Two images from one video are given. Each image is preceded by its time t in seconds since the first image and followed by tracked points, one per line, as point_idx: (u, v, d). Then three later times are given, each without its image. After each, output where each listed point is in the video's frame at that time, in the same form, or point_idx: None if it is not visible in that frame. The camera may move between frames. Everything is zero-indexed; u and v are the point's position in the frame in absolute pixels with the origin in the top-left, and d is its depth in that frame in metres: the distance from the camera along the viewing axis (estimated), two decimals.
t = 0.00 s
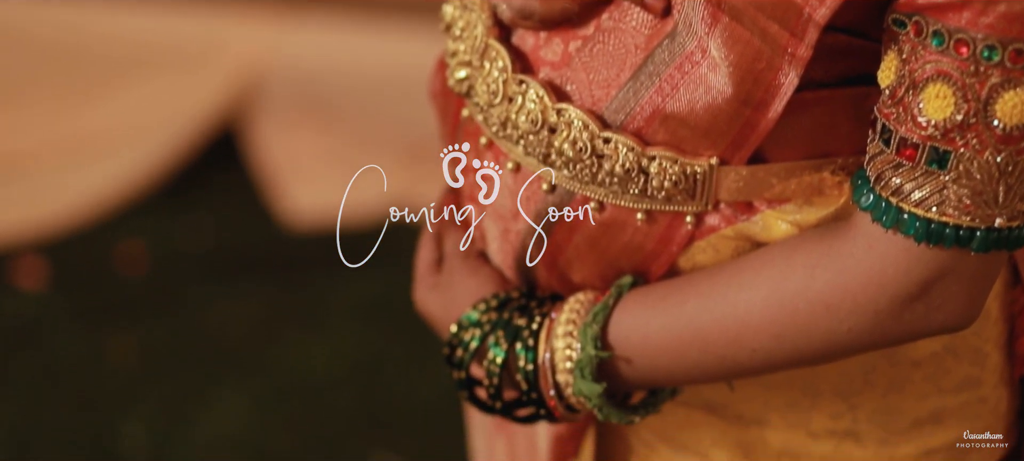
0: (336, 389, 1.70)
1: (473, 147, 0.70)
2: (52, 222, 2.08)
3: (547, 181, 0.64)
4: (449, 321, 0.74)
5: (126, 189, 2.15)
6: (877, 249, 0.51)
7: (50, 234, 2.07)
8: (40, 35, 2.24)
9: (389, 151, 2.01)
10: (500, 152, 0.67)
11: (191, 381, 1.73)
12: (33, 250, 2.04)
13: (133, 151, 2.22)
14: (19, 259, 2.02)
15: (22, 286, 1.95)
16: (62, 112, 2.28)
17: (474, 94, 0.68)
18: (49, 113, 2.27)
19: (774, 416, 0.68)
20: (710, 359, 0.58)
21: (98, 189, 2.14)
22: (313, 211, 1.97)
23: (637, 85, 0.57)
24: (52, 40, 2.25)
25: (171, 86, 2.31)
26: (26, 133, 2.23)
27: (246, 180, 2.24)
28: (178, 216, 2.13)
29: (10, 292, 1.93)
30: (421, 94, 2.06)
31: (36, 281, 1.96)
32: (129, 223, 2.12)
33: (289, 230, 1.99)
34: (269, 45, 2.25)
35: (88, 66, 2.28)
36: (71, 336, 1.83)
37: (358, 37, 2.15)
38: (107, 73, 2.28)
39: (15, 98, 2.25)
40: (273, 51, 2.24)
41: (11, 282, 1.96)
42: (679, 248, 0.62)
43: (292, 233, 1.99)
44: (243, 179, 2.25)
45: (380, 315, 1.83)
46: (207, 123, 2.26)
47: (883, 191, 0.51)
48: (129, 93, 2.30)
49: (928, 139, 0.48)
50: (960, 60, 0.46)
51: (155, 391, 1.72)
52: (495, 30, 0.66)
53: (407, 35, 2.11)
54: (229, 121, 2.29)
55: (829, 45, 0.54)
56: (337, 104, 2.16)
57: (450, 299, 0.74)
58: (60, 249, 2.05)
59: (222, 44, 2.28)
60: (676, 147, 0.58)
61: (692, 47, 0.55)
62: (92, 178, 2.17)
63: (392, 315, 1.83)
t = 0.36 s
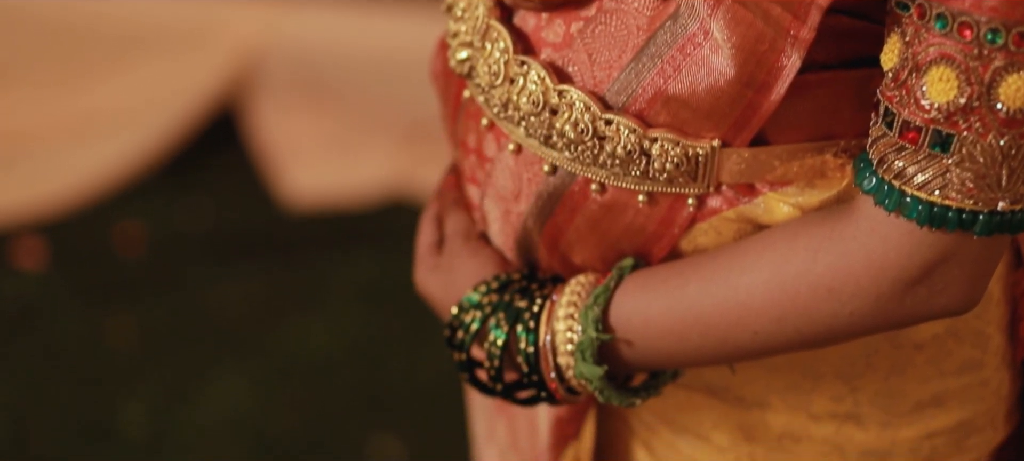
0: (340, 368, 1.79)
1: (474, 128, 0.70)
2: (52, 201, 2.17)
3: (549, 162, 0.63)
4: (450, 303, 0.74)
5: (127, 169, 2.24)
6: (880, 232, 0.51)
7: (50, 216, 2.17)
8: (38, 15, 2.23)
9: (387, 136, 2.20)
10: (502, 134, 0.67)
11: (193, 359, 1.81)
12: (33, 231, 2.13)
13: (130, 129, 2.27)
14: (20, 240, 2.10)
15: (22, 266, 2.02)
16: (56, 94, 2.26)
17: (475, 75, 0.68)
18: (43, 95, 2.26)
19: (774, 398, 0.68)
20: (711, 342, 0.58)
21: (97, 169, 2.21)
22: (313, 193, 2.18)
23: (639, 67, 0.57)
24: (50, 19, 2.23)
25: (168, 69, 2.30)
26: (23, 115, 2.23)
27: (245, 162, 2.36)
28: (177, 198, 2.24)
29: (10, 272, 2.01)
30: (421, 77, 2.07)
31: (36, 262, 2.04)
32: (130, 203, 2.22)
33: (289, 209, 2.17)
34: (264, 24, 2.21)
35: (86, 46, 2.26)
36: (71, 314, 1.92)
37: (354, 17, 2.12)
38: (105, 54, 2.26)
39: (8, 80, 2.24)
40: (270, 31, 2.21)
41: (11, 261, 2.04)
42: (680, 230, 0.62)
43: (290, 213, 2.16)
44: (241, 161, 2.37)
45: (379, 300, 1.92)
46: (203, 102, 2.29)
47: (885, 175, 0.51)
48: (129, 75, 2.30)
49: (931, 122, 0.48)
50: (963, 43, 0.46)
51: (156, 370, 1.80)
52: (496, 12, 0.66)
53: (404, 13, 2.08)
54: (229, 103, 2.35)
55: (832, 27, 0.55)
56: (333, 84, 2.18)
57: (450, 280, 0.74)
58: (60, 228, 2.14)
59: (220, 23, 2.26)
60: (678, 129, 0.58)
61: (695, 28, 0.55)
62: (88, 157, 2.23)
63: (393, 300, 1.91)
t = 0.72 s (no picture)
0: (336, 351, 1.80)
1: (474, 111, 0.70)
2: (50, 186, 2.15)
3: (549, 146, 0.63)
4: (450, 287, 0.74)
5: (123, 154, 2.22)
6: (881, 217, 0.51)
7: (47, 200, 2.16)
8: None
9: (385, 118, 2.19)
10: (502, 118, 0.66)
11: (191, 342, 1.83)
12: (31, 215, 2.13)
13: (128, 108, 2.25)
14: (19, 223, 2.11)
15: (21, 249, 2.04)
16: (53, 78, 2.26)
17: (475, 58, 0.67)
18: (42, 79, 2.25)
19: (774, 383, 0.68)
20: (712, 327, 0.58)
21: (94, 151, 2.20)
22: (311, 172, 2.17)
23: (639, 52, 0.57)
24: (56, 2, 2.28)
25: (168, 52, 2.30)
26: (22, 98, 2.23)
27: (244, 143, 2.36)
28: (175, 180, 2.24)
29: (10, 257, 2.02)
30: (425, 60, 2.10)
31: (33, 245, 2.05)
32: (129, 184, 2.23)
33: (288, 193, 2.16)
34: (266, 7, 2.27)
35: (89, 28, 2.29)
36: (70, 299, 1.94)
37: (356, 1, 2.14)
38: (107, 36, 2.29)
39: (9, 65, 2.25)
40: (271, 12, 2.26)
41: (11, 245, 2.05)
42: (681, 215, 0.61)
43: (291, 197, 2.15)
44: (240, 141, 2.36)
45: (378, 290, 1.91)
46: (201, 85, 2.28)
47: (886, 160, 0.51)
48: (128, 57, 2.30)
49: (933, 108, 0.48)
50: (966, 28, 0.46)
51: (155, 354, 1.81)
52: None
53: None
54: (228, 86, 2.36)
55: (833, 11, 0.55)
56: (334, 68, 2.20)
57: (450, 264, 0.74)
58: (58, 211, 2.15)
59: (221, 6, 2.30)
60: (679, 113, 0.58)
61: (697, 11, 0.55)
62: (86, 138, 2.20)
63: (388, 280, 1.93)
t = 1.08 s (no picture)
0: (333, 336, 1.80)
1: (474, 96, 0.69)
2: (48, 168, 2.19)
3: (548, 130, 0.63)
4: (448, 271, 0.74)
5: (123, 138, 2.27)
6: (881, 203, 0.51)
7: (45, 183, 2.20)
8: None
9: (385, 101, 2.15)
10: (501, 102, 0.66)
11: (187, 326, 1.84)
12: (27, 197, 2.17)
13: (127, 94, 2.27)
14: (17, 206, 2.15)
15: (19, 232, 2.08)
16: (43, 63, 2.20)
17: (475, 42, 0.67)
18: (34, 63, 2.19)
19: (773, 368, 0.68)
20: (711, 312, 0.57)
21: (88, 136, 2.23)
22: (308, 158, 2.20)
23: (640, 36, 0.57)
24: None
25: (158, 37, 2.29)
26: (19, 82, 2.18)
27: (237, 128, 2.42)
28: (171, 165, 2.28)
29: (9, 240, 2.05)
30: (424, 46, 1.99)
31: (30, 228, 2.09)
32: (125, 169, 2.27)
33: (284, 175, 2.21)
34: None
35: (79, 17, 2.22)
36: (65, 282, 1.96)
37: None
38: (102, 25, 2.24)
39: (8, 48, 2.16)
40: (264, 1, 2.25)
41: (8, 227, 2.09)
42: (681, 200, 0.61)
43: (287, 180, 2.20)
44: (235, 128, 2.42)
45: (373, 268, 1.94)
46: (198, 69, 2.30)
47: (887, 146, 0.50)
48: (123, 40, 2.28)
49: (934, 94, 0.48)
50: (967, 14, 0.46)
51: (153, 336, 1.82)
52: None
53: None
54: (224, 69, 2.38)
55: None
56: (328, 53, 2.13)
57: (448, 248, 0.74)
58: (55, 195, 2.19)
59: None
60: (679, 97, 0.58)
61: None
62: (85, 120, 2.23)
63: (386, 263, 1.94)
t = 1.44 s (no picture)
0: (333, 322, 1.81)
1: (473, 83, 0.69)
2: (48, 153, 2.21)
3: (548, 118, 0.63)
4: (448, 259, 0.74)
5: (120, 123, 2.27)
6: (881, 191, 0.50)
7: (44, 168, 2.22)
8: None
9: (384, 88, 2.15)
10: (501, 90, 0.66)
11: (187, 312, 1.85)
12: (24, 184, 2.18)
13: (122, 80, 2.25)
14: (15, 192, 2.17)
15: (16, 218, 2.09)
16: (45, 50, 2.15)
17: (474, 29, 0.66)
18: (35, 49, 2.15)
19: (773, 357, 0.68)
20: (711, 301, 0.57)
21: (84, 123, 2.23)
22: (305, 145, 2.21)
23: (640, 23, 0.57)
24: None
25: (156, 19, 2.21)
26: (18, 67, 2.14)
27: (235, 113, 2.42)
28: (168, 151, 2.30)
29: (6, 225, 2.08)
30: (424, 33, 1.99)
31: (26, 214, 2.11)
32: (124, 155, 2.29)
33: (288, 163, 2.23)
34: None
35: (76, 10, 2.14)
36: (62, 267, 1.96)
37: None
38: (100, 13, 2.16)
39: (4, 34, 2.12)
40: None
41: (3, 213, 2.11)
42: (680, 188, 0.61)
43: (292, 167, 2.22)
44: (234, 113, 2.42)
45: (372, 253, 1.94)
46: (192, 55, 2.24)
47: (887, 134, 0.50)
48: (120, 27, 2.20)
49: (934, 82, 0.48)
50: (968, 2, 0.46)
51: (150, 321, 1.84)
52: None
53: None
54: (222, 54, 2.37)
55: None
56: (329, 40, 2.10)
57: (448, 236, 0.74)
58: (53, 180, 2.21)
59: None
60: (679, 85, 0.57)
61: None
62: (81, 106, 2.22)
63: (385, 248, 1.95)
